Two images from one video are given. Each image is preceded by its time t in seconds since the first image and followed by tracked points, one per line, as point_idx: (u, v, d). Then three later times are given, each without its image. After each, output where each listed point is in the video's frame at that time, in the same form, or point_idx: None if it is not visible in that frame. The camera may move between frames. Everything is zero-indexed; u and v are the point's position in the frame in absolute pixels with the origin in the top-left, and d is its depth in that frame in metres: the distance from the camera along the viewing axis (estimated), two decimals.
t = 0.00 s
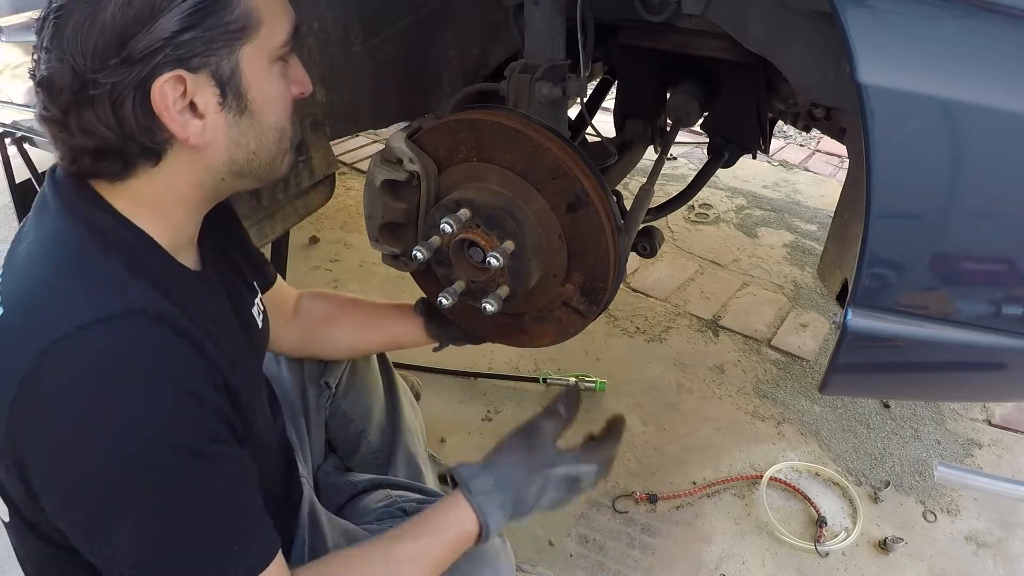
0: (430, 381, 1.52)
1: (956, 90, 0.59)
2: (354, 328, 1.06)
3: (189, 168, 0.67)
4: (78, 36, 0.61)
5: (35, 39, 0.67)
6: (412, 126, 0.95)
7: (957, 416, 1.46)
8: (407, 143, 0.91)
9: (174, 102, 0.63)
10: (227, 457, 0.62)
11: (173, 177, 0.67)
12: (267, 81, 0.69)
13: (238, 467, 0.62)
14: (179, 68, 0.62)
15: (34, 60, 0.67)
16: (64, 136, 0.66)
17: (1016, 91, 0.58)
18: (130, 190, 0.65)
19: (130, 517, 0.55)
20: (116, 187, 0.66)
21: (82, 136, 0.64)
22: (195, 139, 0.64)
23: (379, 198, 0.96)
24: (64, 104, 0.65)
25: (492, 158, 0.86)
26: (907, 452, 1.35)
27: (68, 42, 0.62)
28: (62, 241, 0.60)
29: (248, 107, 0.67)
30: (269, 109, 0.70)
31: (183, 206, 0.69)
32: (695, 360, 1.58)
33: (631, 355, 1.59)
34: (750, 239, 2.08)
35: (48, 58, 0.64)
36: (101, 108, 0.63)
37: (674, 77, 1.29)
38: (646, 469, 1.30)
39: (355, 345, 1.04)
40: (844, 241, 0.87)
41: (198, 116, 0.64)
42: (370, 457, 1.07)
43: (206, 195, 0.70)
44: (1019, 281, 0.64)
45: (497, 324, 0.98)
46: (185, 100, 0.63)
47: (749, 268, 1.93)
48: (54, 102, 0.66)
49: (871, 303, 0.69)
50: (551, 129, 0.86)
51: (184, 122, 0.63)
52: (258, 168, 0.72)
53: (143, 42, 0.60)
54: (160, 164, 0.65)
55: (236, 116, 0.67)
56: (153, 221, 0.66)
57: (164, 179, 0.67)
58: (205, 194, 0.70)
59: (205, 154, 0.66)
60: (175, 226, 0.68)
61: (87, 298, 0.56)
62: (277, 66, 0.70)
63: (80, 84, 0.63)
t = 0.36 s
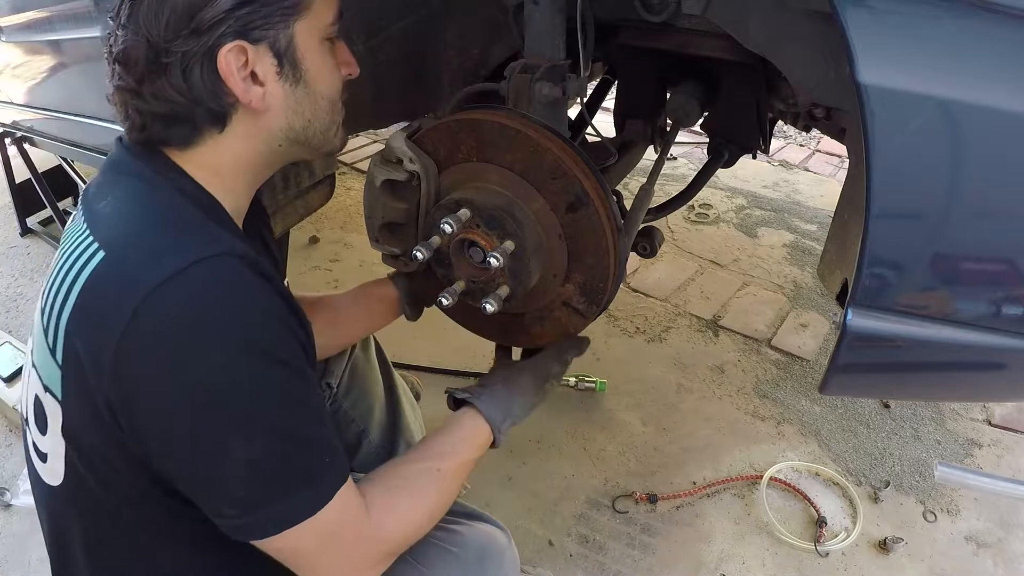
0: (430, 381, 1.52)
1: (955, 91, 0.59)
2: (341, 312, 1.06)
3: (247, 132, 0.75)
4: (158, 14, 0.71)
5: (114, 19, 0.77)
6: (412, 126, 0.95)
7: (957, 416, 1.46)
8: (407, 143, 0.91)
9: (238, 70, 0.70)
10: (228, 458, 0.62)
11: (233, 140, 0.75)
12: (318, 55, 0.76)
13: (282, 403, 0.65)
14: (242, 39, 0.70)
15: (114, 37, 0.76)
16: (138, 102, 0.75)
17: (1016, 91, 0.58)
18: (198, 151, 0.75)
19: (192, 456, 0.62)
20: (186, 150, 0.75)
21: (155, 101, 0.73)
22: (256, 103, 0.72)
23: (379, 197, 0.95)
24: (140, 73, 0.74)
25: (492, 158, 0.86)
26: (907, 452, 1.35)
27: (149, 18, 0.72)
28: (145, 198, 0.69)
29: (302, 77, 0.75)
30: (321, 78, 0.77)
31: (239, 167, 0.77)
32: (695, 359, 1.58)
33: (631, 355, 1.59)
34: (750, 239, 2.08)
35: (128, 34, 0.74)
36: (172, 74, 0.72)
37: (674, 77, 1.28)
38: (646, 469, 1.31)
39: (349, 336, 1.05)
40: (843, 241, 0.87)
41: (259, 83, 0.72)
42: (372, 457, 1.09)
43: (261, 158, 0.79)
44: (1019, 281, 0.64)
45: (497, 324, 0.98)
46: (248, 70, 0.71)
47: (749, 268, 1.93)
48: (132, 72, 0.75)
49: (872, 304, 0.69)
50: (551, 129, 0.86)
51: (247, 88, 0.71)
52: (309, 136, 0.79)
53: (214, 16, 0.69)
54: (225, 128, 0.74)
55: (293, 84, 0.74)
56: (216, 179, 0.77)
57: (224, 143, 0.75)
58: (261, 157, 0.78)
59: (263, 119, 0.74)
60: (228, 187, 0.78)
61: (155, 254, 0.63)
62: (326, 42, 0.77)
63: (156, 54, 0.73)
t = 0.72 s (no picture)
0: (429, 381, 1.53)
1: (955, 90, 0.59)
2: (339, 321, 1.06)
3: (259, 114, 0.76)
4: None
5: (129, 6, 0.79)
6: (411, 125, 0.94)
7: (957, 415, 1.46)
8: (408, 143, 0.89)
9: (246, 50, 0.71)
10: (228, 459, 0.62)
11: (245, 122, 0.76)
12: (326, 39, 0.77)
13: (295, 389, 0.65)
14: (251, 21, 0.71)
15: (130, 24, 0.78)
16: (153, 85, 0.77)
17: (1015, 90, 0.58)
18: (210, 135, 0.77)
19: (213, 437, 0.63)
20: (202, 132, 0.76)
21: (169, 83, 0.75)
22: (265, 84, 0.73)
23: (381, 198, 0.95)
24: (154, 57, 0.76)
25: (495, 158, 0.86)
26: (907, 452, 1.35)
27: (162, 3, 0.74)
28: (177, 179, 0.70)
29: (311, 60, 0.76)
30: (329, 62, 0.78)
31: (251, 151, 0.78)
32: (695, 359, 1.58)
33: (631, 355, 1.59)
34: (750, 239, 2.08)
35: (143, 20, 0.76)
36: (183, 56, 0.73)
37: (674, 77, 1.28)
38: (646, 469, 1.31)
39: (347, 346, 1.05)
40: (843, 241, 0.87)
41: (268, 65, 0.73)
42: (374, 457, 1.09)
43: (274, 143, 0.79)
44: (1018, 281, 0.64)
45: (501, 325, 0.98)
46: (256, 51, 0.72)
47: (749, 268, 1.93)
48: (146, 57, 0.77)
49: (871, 304, 0.69)
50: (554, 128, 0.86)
51: (256, 70, 0.72)
52: (321, 120, 0.80)
53: None
54: (237, 110, 0.75)
55: (301, 67, 0.75)
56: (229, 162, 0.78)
57: (237, 125, 0.76)
58: (273, 142, 0.79)
59: (273, 101, 0.75)
60: (241, 171, 0.79)
61: (176, 234, 0.63)
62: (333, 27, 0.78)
63: (168, 38, 0.74)
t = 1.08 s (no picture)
0: (429, 380, 1.53)
1: (955, 91, 0.59)
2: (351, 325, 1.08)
3: (259, 107, 0.77)
4: None
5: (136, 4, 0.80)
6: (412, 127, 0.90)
7: (957, 415, 1.46)
8: (413, 145, 0.86)
9: (248, 43, 0.73)
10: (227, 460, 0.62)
11: (245, 115, 0.77)
12: (325, 36, 0.79)
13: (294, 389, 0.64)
14: (252, 15, 0.73)
15: (137, 19, 0.79)
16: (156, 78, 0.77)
17: (1014, 90, 0.58)
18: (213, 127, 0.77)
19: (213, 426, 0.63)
20: (202, 124, 0.77)
21: (172, 75, 0.76)
22: (265, 76, 0.75)
23: (381, 206, 0.89)
24: (159, 51, 0.77)
25: (505, 158, 0.84)
26: (907, 452, 1.35)
27: None
28: (179, 167, 0.71)
29: (310, 55, 0.77)
30: (328, 58, 0.80)
31: (251, 145, 0.79)
32: (695, 359, 1.58)
33: (631, 355, 1.59)
34: (750, 239, 2.08)
35: (149, 15, 0.77)
36: (187, 48, 0.74)
37: (674, 77, 1.28)
38: (646, 469, 1.31)
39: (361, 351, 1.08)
40: (843, 241, 0.87)
41: (268, 58, 0.74)
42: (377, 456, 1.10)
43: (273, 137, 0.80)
44: (1019, 280, 0.64)
45: (508, 332, 0.95)
46: (257, 45, 0.73)
47: (749, 268, 1.93)
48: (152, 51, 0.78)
49: (871, 304, 0.69)
50: (563, 126, 0.85)
51: (258, 63, 0.74)
52: (320, 115, 0.81)
53: None
54: (238, 103, 0.76)
55: (300, 61, 0.76)
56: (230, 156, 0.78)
57: (238, 119, 0.77)
58: (273, 136, 0.79)
59: (273, 94, 0.76)
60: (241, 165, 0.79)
61: (177, 226, 0.64)
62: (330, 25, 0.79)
63: (173, 31, 0.75)
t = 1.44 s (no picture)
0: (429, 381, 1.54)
1: (955, 90, 0.59)
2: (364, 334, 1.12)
3: (277, 114, 0.77)
4: None
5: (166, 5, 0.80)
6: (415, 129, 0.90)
7: (957, 416, 1.46)
8: (417, 146, 0.86)
9: (273, 51, 0.74)
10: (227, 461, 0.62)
11: (264, 121, 0.77)
12: (340, 54, 0.82)
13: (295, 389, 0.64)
14: (278, 25, 0.74)
15: (167, 19, 0.79)
16: (181, 74, 0.77)
17: (1013, 90, 0.58)
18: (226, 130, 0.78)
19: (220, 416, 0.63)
20: (220, 125, 0.77)
21: (198, 74, 0.75)
22: (287, 84, 0.76)
23: (384, 207, 0.88)
24: (186, 48, 0.76)
25: (511, 159, 0.84)
26: (907, 452, 1.35)
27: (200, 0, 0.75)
28: (191, 162, 0.71)
29: (327, 68, 0.80)
30: (341, 74, 0.82)
31: (265, 150, 0.79)
32: (695, 359, 1.58)
33: (631, 356, 1.59)
34: (750, 239, 2.08)
35: (180, 15, 0.77)
36: (216, 51, 0.74)
37: (675, 77, 1.28)
38: (646, 469, 1.31)
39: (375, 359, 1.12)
40: (843, 241, 0.87)
41: (290, 68, 0.76)
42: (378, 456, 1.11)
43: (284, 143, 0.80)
44: (1018, 280, 0.64)
45: (514, 332, 0.94)
46: (281, 54, 0.75)
47: (749, 268, 1.93)
48: (179, 48, 0.77)
49: (871, 304, 0.69)
50: (569, 125, 0.85)
51: (281, 72, 0.75)
52: (331, 126, 0.83)
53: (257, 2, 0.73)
54: (259, 107, 0.76)
55: (319, 73, 0.79)
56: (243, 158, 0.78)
57: (255, 124, 0.77)
58: (286, 144, 0.80)
59: (291, 103, 0.77)
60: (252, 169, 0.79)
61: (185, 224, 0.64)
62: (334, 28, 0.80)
63: (204, 32, 0.75)
